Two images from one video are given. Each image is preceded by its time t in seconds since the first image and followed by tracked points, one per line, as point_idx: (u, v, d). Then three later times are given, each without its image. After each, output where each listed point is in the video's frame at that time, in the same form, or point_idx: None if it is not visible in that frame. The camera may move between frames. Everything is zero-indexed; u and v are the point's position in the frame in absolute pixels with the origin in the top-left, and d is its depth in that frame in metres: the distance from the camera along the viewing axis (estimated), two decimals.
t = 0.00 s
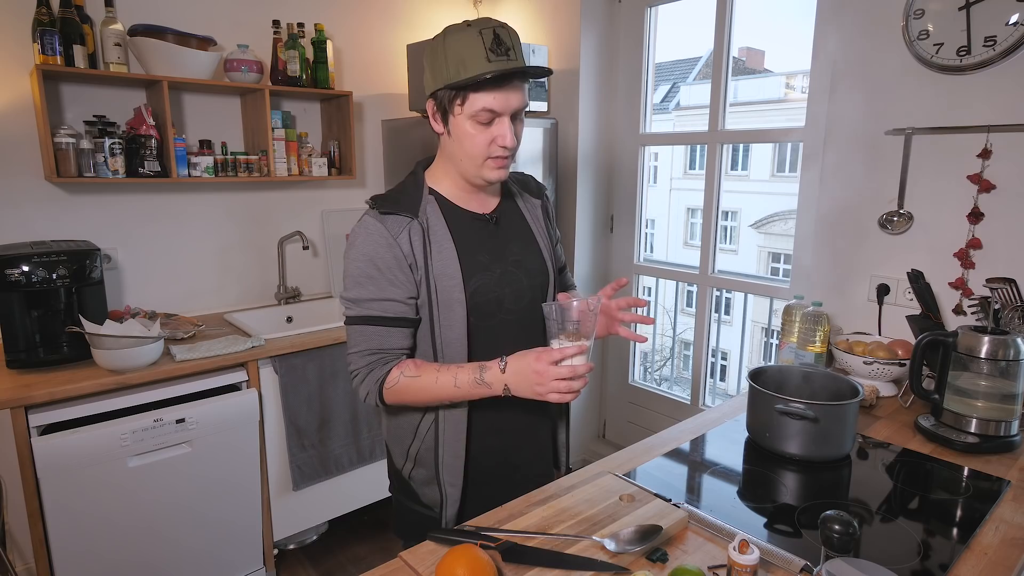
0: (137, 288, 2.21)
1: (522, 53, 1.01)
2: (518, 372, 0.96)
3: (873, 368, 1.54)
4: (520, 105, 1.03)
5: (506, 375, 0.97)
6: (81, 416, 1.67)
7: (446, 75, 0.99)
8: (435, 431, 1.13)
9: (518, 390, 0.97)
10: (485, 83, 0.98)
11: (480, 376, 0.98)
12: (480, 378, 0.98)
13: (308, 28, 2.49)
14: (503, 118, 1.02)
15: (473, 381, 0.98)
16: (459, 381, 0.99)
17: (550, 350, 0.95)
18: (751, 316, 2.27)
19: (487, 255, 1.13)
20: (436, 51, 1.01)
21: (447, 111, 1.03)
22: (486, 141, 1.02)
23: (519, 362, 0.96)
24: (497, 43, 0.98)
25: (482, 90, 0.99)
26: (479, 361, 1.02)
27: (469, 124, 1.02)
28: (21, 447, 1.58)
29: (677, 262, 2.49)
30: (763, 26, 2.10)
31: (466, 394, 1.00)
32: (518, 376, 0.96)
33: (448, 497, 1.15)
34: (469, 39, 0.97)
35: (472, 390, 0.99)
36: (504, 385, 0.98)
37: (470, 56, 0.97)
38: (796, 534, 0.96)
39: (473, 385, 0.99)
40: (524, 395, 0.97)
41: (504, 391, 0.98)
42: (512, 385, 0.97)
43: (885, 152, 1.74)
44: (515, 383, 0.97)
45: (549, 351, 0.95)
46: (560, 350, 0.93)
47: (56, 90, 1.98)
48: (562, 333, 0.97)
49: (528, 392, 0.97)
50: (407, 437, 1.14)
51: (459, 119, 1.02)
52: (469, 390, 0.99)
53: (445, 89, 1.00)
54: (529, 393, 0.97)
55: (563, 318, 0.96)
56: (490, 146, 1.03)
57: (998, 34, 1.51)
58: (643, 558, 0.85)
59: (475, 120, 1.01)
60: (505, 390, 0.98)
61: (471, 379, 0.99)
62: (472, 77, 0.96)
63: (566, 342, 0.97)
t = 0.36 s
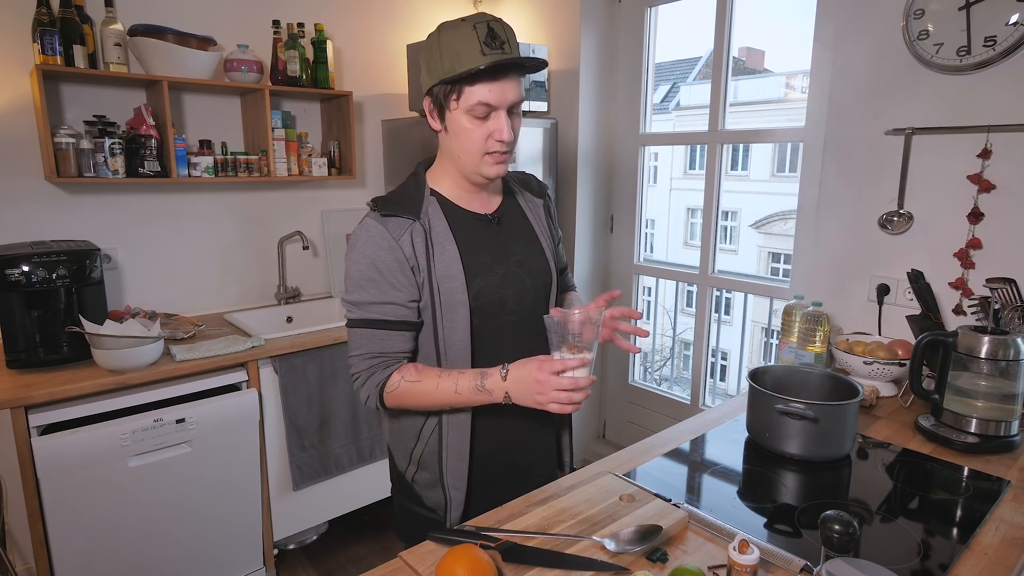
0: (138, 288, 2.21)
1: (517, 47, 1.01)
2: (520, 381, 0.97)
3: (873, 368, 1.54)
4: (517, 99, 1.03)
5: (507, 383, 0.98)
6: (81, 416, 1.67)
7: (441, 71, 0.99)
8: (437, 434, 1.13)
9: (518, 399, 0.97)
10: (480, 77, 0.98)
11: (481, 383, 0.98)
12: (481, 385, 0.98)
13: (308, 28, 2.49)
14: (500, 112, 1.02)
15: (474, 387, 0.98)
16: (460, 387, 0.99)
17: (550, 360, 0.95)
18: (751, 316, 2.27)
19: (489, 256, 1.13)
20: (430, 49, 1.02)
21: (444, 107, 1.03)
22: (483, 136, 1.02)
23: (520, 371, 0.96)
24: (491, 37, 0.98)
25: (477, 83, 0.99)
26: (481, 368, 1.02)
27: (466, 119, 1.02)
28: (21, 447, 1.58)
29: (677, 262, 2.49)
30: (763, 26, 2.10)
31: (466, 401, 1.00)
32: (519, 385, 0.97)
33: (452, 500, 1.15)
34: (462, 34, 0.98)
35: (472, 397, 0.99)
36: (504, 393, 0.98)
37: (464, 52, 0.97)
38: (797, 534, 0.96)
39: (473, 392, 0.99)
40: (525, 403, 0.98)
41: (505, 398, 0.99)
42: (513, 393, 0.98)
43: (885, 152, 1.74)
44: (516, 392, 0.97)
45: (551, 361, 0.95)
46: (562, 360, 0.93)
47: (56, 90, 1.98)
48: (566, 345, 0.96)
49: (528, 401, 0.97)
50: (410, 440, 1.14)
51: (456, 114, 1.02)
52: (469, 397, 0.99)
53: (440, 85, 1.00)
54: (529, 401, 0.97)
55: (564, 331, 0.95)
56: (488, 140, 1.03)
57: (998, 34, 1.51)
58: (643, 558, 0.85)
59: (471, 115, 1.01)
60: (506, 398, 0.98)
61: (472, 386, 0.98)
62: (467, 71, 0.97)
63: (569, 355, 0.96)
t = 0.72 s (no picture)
0: (138, 288, 2.21)
1: (520, 48, 1.00)
2: (516, 387, 0.96)
3: (873, 368, 1.54)
4: (519, 100, 1.02)
5: (504, 388, 0.98)
6: (81, 416, 1.67)
7: (444, 71, 0.99)
8: (437, 433, 1.13)
9: (515, 405, 0.97)
10: (481, 78, 0.98)
11: (478, 386, 0.98)
12: (478, 389, 0.98)
13: (308, 28, 2.49)
14: (501, 113, 1.01)
15: (471, 391, 0.99)
16: (457, 390, 0.99)
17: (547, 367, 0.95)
18: (751, 316, 2.27)
19: (491, 256, 1.13)
20: (434, 48, 1.02)
21: (446, 107, 1.03)
22: (484, 137, 1.02)
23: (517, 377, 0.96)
24: (494, 37, 0.98)
25: (478, 85, 0.99)
26: (479, 372, 1.02)
27: (467, 120, 1.02)
28: (21, 447, 1.58)
29: (677, 262, 2.49)
30: (763, 26, 2.10)
31: (462, 403, 1.00)
32: (516, 391, 0.96)
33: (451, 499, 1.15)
34: (465, 35, 0.98)
35: (468, 400, 0.99)
36: (501, 398, 0.98)
37: (466, 52, 0.97)
38: (796, 534, 0.96)
39: (470, 395, 0.99)
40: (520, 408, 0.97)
41: (501, 403, 0.99)
42: (509, 399, 0.98)
43: (885, 151, 1.74)
44: (512, 397, 0.97)
45: (549, 368, 0.95)
46: (558, 368, 0.93)
47: (56, 90, 1.98)
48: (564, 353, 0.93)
49: (523, 407, 0.96)
50: (410, 438, 1.14)
51: (458, 115, 1.02)
52: (465, 400, 0.99)
53: (442, 85, 1.00)
54: (525, 408, 0.96)
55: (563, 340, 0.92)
56: (488, 141, 1.02)
57: (998, 34, 1.51)
58: (643, 558, 0.85)
59: (473, 115, 1.01)
60: (502, 403, 0.98)
61: (469, 389, 0.99)
62: (468, 72, 0.97)
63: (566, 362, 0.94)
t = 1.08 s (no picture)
0: (138, 288, 2.21)
1: (531, 58, 1.00)
2: (509, 385, 0.96)
3: (873, 368, 1.54)
4: (528, 110, 1.02)
5: (498, 386, 0.98)
6: (81, 416, 1.67)
7: (454, 77, 0.99)
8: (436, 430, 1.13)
9: (508, 403, 0.97)
10: (491, 88, 0.98)
11: (472, 383, 0.99)
12: (473, 387, 0.98)
13: (308, 28, 2.49)
14: (509, 123, 1.01)
15: (466, 388, 0.99)
16: (452, 387, 0.99)
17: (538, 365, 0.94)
18: (751, 316, 2.27)
19: (494, 257, 1.13)
20: (446, 53, 1.02)
21: (455, 114, 1.03)
22: (491, 145, 1.02)
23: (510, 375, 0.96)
24: (505, 47, 0.98)
25: (487, 95, 0.98)
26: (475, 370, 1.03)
27: (475, 128, 1.02)
28: (21, 447, 1.58)
29: (677, 262, 2.49)
30: (762, 26, 2.10)
31: (458, 401, 1.00)
32: (509, 389, 0.96)
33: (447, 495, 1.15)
34: (477, 44, 0.97)
35: (463, 397, 0.99)
36: (495, 396, 0.98)
37: (476, 60, 0.97)
38: (797, 535, 0.96)
39: (464, 392, 0.99)
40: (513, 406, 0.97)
41: (495, 402, 0.99)
42: (503, 398, 0.97)
43: (885, 152, 1.74)
44: (505, 394, 0.97)
45: (540, 367, 0.94)
46: (547, 368, 0.91)
47: (56, 90, 1.98)
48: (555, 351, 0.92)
49: (516, 405, 0.96)
50: (409, 433, 1.14)
51: (466, 122, 1.02)
52: (460, 397, 0.99)
53: (452, 92, 1.00)
54: (518, 405, 0.96)
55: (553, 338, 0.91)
56: (495, 150, 1.03)
57: (998, 34, 1.51)
58: (643, 558, 0.85)
59: (481, 124, 1.01)
60: (496, 401, 0.98)
61: (463, 386, 0.99)
62: (477, 81, 0.96)
63: (556, 360, 0.92)
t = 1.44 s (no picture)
0: (138, 288, 2.21)
1: (523, 57, 1.00)
2: (496, 381, 0.96)
3: (873, 368, 1.54)
4: (521, 108, 1.02)
5: (486, 381, 0.97)
6: (81, 416, 1.67)
7: (448, 78, 1.00)
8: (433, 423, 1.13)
9: (495, 399, 0.97)
10: (482, 87, 0.98)
11: (463, 377, 0.99)
12: (463, 381, 0.98)
13: (308, 28, 2.49)
14: (502, 121, 1.01)
15: (456, 381, 0.99)
16: (443, 380, 0.99)
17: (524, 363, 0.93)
18: (751, 316, 2.27)
19: (491, 255, 1.12)
20: (442, 55, 1.02)
21: (450, 113, 1.04)
22: (485, 142, 1.02)
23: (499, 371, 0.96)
24: (496, 46, 0.97)
25: (480, 93, 0.99)
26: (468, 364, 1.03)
27: (469, 126, 1.02)
28: (21, 447, 1.58)
29: (677, 262, 2.49)
30: (763, 26, 2.10)
31: (449, 394, 1.00)
32: (497, 385, 0.96)
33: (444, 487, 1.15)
34: (468, 44, 0.98)
35: (453, 390, 0.99)
36: (483, 391, 0.98)
37: (469, 61, 0.97)
38: (796, 534, 0.96)
39: (455, 386, 0.99)
40: (501, 401, 0.97)
41: (483, 396, 0.99)
42: (491, 393, 0.97)
43: (885, 151, 1.74)
44: (493, 390, 0.97)
45: (527, 364, 0.93)
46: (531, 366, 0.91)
47: (56, 90, 1.98)
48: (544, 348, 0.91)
49: (502, 400, 0.96)
50: (407, 424, 1.15)
51: (460, 121, 1.03)
52: (451, 391, 0.99)
53: (446, 91, 1.00)
54: (504, 401, 0.96)
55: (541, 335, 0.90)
56: (489, 147, 1.03)
57: (998, 34, 1.51)
58: (643, 558, 0.85)
59: (474, 122, 1.01)
60: (484, 396, 0.98)
61: (455, 379, 0.99)
62: (468, 81, 0.97)
63: (542, 359, 0.91)
